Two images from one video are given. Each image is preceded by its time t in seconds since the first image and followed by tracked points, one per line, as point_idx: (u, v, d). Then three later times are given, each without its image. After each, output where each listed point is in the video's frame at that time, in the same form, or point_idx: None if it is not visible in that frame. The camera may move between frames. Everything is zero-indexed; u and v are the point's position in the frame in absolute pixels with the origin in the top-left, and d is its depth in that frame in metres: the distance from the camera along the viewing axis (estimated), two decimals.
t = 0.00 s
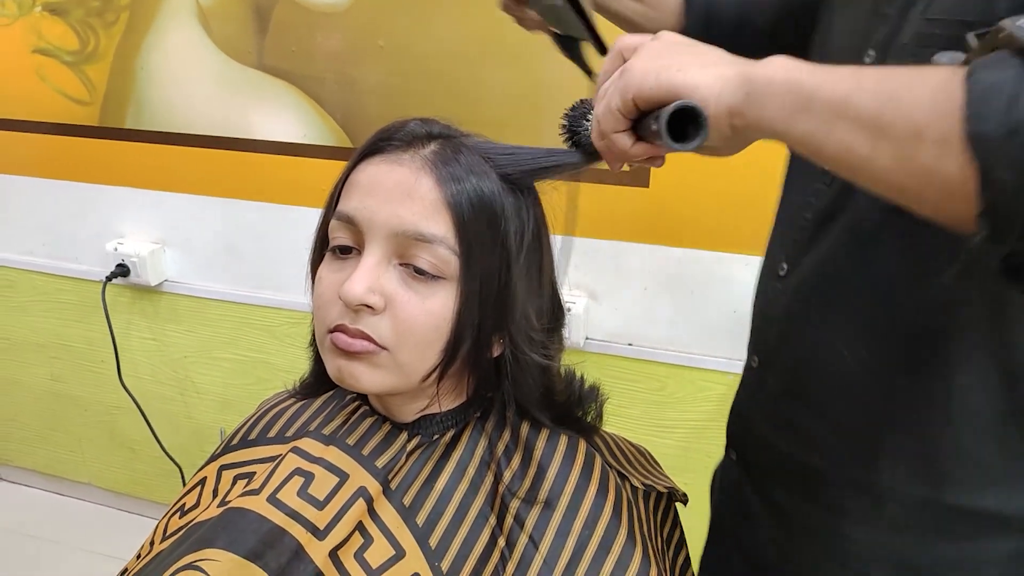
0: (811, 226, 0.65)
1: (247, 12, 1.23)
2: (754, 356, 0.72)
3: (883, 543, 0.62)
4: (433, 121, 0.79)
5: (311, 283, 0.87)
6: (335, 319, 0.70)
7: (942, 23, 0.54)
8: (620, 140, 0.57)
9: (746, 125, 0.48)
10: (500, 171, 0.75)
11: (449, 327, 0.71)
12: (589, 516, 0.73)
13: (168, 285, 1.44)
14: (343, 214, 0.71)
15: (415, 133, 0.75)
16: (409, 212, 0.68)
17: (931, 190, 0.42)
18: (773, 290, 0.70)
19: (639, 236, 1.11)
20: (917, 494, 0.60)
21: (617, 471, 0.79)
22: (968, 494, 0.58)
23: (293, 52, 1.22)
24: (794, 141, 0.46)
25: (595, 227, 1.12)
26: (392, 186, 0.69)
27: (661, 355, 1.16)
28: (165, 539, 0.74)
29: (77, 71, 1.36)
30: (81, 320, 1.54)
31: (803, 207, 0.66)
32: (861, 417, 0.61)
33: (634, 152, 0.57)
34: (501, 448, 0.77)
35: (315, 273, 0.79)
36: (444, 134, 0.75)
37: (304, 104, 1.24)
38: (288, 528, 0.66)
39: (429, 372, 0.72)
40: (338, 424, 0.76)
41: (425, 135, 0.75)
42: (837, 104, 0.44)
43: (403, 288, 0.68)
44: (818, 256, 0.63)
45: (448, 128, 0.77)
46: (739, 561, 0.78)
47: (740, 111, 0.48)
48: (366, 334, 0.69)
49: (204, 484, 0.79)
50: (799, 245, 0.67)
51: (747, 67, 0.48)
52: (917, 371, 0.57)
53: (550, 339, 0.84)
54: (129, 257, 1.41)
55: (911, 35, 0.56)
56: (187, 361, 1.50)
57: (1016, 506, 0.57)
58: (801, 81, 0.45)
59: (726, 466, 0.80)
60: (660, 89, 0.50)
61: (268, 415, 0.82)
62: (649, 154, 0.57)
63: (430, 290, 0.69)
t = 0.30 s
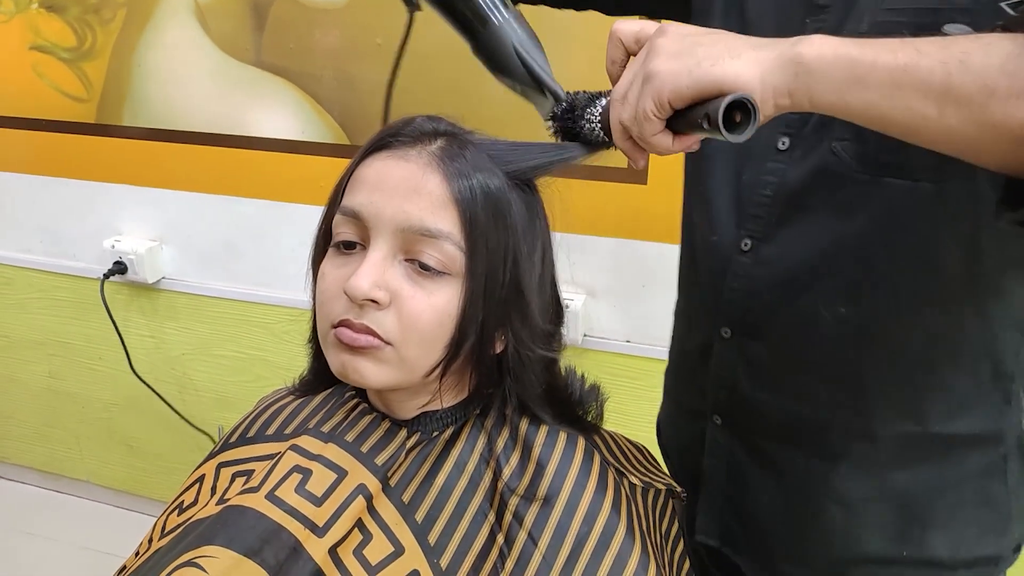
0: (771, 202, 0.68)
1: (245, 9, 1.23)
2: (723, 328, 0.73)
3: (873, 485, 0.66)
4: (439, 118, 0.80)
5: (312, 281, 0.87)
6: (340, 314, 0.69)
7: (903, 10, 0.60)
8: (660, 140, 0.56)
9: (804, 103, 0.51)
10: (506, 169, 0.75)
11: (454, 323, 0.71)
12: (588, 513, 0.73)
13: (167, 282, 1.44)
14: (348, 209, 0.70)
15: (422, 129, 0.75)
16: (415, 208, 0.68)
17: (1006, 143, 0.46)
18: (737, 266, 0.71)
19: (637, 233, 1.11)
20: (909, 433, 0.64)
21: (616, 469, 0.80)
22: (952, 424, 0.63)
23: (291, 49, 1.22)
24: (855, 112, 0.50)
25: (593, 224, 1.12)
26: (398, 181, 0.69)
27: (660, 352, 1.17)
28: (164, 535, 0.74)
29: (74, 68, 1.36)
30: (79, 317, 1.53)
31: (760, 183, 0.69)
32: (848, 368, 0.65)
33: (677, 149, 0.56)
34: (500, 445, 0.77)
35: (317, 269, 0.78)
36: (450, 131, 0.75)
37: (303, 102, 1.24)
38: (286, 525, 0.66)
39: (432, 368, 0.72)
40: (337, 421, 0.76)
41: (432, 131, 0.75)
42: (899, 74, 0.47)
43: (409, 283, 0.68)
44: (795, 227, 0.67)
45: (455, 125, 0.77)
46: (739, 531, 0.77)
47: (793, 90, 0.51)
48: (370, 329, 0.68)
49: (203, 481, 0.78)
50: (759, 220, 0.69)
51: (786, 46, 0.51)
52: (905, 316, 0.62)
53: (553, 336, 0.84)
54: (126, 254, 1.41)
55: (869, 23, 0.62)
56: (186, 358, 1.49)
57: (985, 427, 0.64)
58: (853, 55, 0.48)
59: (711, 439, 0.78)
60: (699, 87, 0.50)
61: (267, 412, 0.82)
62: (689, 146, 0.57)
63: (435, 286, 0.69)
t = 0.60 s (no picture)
0: (760, 204, 0.68)
1: (247, 10, 1.23)
2: (718, 328, 0.73)
3: (878, 466, 0.67)
4: (440, 119, 0.80)
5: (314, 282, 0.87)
6: (344, 312, 0.69)
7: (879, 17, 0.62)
8: (654, 109, 0.56)
9: (803, 83, 0.52)
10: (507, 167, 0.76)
11: (457, 320, 0.71)
12: (591, 512, 0.73)
13: (168, 282, 1.44)
14: (351, 208, 0.71)
15: (424, 128, 0.75)
16: (418, 206, 0.69)
17: (1002, 130, 0.48)
18: (728, 268, 0.71)
19: (638, 233, 1.11)
20: (907, 414, 0.66)
21: (619, 467, 0.80)
22: (947, 402, 0.65)
23: (292, 49, 1.22)
24: (854, 93, 0.51)
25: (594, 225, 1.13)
26: (401, 180, 0.70)
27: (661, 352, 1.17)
28: (168, 534, 0.74)
29: (76, 69, 1.36)
30: (81, 317, 1.54)
31: (749, 185, 0.69)
32: (847, 357, 0.66)
33: (671, 122, 0.56)
34: (503, 443, 0.77)
35: (320, 269, 0.79)
36: (452, 130, 0.76)
37: (305, 102, 1.25)
38: (290, 522, 0.67)
39: (436, 365, 0.72)
40: (340, 421, 0.77)
41: (433, 130, 0.75)
42: (903, 57, 0.48)
43: (412, 281, 0.69)
44: (784, 228, 0.67)
45: (455, 124, 0.77)
46: (748, 524, 0.77)
47: (795, 67, 0.51)
48: (374, 326, 0.68)
49: (207, 480, 0.79)
50: (749, 221, 0.69)
51: (791, 26, 0.51)
52: (901, 303, 0.63)
53: (556, 331, 0.85)
54: (129, 254, 1.41)
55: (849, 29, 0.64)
56: (187, 358, 1.50)
57: (976, 402, 0.67)
58: (858, 38, 0.49)
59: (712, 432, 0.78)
60: (701, 56, 0.50)
61: (271, 412, 0.82)
62: (684, 120, 0.57)
63: (438, 283, 0.70)
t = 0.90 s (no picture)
0: (763, 203, 0.67)
1: (247, 7, 1.22)
2: (717, 327, 0.72)
3: (878, 468, 0.67)
4: (438, 118, 0.80)
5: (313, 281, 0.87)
6: (343, 314, 0.69)
7: (881, 17, 0.62)
8: (658, 138, 0.56)
9: (799, 97, 0.52)
10: (505, 167, 0.75)
11: (456, 321, 0.71)
12: (592, 512, 0.73)
13: (167, 280, 1.44)
14: (349, 209, 0.70)
15: (421, 127, 0.75)
16: (416, 206, 0.68)
17: (998, 139, 0.48)
18: (730, 267, 0.70)
19: (639, 232, 1.11)
20: (909, 419, 0.66)
21: (619, 467, 0.79)
22: (950, 408, 0.65)
23: (292, 47, 1.22)
24: (851, 108, 0.51)
25: (595, 224, 1.12)
26: (399, 179, 0.69)
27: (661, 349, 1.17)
28: (166, 534, 0.74)
29: (75, 66, 1.36)
30: (80, 316, 1.53)
31: (753, 184, 0.68)
32: (847, 357, 0.66)
33: (678, 146, 0.56)
34: (503, 443, 0.77)
35: (318, 269, 0.78)
36: (449, 129, 0.75)
37: (305, 100, 1.24)
38: (289, 523, 0.66)
39: (435, 366, 0.72)
40: (339, 421, 0.76)
41: (431, 129, 0.75)
42: (896, 71, 0.48)
43: (410, 282, 0.68)
44: (787, 228, 0.67)
45: (452, 123, 0.77)
46: (748, 525, 0.76)
47: (790, 84, 0.51)
48: (373, 327, 0.68)
49: (206, 479, 0.78)
50: (752, 221, 0.68)
51: (780, 42, 0.51)
52: (903, 304, 0.63)
53: (552, 331, 0.85)
54: (128, 252, 1.41)
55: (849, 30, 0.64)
56: (186, 357, 1.49)
57: (978, 407, 0.67)
58: (849, 51, 0.49)
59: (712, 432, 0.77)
60: (695, 87, 0.50)
61: (270, 411, 0.82)
62: (689, 141, 0.57)
63: (437, 284, 0.69)
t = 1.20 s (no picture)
0: (768, 205, 0.68)
1: (248, 7, 1.22)
2: (719, 330, 0.72)
3: (881, 474, 0.67)
4: (449, 119, 0.80)
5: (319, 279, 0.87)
6: (349, 309, 0.69)
7: (887, 20, 0.62)
8: (665, 149, 0.56)
9: (803, 106, 0.52)
10: (513, 169, 0.76)
11: (462, 320, 0.71)
12: (592, 513, 0.73)
13: (167, 280, 1.44)
14: (358, 205, 0.70)
15: (432, 127, 0.75)
16: (425, 204, 0.68)
17: (1000, 153, 0.48)
18: (733, 269, 0.70)
19: (639, 233, 1.11)
20: (914, 425, 0.66)
21: (620, 468, 0.79)
22: (955, 416, 0.65)
23: (293, 47, 1.22)
24: (855, 120, 0.51)
25: (594, 225, 1.12)
26: (409, 177, 0.70)
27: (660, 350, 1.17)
28: (166, 533, 0.74)
29: (75, 66, 1.36)
30: (80, 316, 1.53)
31: (758, 185, 0.68)
32: (849, 361, 0.66)
33: (686, 155, 0.56)
34: (505, 443, 0.77)
35: (325, 265, 0.78)
36: (460, 130, 0.75)
37: (307, 102, 1.24)
38: (289, 522, 0.66)
39: (439, 365, 0.72)
40: (340, 421, 0.77)
41: (442, 129, 0.75)
42: (901, 85, 0.48)
43: (417, 279, 0.68)
44: (792, 231, 0.67)
45: (464, 124, 0.77)
46: (748, 529, 0.76)
47: (795, 94, 0.51)
48: (379, 323, 0.68)
49: (206, 479, 0.78)
50: (755, 223, 0.68)
51: (785, 52, 0.51)
52: (907, 310, 0.63)
53: (556, 334, 0.85)
54: (128, 253, 1.41)
55: (854, 32, 0.64)
56: (186, 357, 1.49)
57: (982, 415, 0.66)
58: (855, 65, 0.49)
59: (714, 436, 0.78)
60: (702, 98, 0.51)
61: (271, 411, 0.82)
62: (696, 150, 0.57)
63: (444, 282, 0.69)
